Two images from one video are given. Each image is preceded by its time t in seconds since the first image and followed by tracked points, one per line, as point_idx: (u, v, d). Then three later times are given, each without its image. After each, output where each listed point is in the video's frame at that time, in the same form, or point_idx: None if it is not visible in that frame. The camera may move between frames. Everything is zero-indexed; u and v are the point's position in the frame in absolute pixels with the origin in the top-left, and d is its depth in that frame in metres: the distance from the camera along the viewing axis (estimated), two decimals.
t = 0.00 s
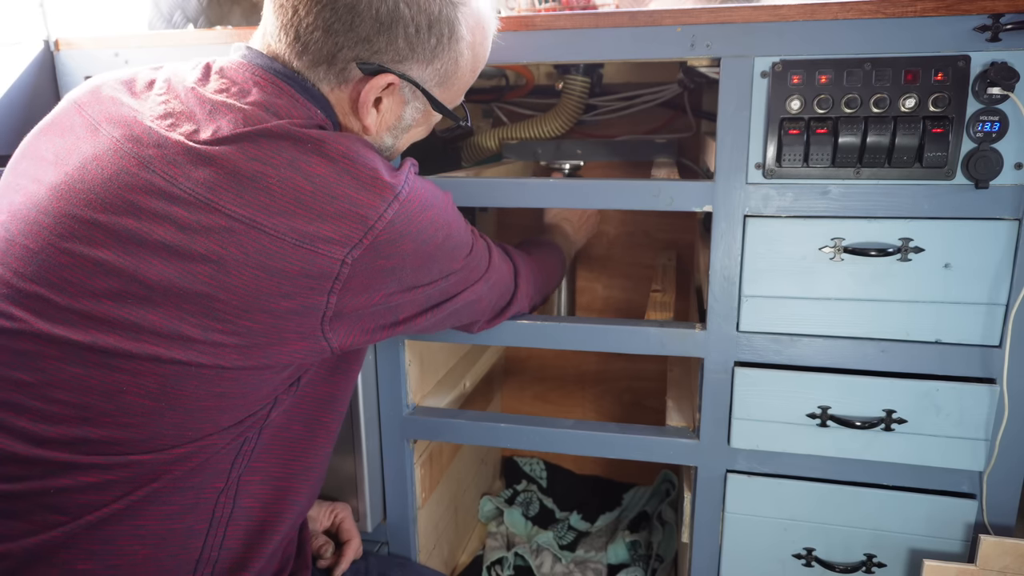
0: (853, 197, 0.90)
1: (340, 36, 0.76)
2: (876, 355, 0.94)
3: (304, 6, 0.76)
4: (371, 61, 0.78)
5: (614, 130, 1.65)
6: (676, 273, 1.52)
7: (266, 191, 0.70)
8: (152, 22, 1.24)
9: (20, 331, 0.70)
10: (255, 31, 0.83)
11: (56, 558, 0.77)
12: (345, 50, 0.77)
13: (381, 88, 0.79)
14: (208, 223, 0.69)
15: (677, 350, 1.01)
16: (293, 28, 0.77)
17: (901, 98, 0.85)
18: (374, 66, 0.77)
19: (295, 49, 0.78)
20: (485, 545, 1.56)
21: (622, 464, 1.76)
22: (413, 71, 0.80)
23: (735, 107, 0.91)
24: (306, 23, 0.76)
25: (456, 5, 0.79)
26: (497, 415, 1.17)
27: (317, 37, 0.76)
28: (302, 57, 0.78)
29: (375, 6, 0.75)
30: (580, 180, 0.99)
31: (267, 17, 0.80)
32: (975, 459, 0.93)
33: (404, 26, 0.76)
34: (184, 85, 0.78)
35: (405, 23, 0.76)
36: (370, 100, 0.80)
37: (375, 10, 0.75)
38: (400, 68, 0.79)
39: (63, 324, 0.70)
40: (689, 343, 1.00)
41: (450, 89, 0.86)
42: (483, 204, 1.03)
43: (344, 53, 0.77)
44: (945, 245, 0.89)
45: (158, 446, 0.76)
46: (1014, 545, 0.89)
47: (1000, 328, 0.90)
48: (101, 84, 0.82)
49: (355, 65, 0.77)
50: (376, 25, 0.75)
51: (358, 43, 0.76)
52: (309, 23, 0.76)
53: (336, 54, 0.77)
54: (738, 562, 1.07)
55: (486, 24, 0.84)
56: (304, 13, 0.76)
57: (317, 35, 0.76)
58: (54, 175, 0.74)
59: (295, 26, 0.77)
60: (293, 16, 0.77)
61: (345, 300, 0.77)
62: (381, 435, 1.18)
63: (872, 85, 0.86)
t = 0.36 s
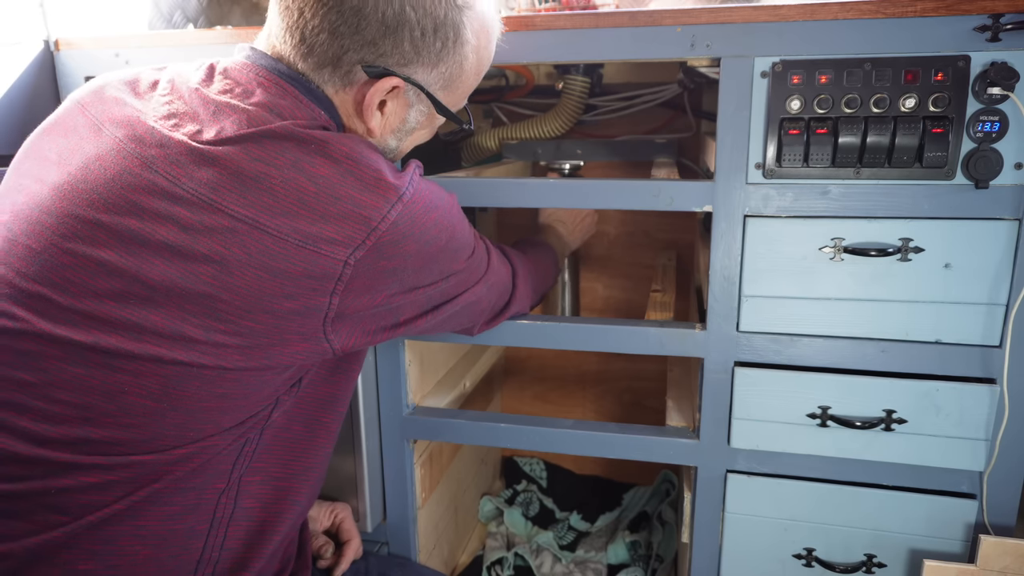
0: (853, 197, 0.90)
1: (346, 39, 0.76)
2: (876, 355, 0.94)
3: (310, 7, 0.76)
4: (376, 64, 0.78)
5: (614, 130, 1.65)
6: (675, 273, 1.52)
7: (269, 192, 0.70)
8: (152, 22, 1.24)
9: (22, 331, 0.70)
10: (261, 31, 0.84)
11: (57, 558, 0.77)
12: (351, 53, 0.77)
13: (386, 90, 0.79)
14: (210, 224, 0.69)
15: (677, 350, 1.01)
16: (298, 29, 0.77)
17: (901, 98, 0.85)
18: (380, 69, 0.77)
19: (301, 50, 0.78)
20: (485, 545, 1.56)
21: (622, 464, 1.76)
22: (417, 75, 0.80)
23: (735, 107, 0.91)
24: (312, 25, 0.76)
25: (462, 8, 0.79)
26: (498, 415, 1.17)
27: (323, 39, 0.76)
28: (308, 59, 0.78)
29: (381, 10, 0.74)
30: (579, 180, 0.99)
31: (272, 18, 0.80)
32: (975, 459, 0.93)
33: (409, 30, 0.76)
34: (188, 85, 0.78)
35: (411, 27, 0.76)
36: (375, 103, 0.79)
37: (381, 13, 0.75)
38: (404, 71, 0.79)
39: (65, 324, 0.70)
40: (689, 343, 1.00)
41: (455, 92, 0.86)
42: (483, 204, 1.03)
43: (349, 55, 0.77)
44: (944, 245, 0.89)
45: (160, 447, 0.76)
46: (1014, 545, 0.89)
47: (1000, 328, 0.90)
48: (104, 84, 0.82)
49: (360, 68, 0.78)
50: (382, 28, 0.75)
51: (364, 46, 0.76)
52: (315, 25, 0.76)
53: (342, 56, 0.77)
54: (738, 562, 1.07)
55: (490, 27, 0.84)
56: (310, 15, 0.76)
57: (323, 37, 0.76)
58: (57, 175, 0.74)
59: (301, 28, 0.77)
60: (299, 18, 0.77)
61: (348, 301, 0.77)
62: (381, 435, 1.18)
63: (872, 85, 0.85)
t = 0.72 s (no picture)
0: (854, 197, 0.90)
1: (342, 37, 0.76)
2: (876, 355, 0.94)
3: (307, 6, 0.76)
4: (373, 62, 0.78)
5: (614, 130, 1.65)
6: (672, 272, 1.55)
7: (266, 190, 0.70)
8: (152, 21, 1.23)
9: (21, 331, 0.70)
10: (258, 31, 0.83)
11: (55, 558, 0.77)
12: (347, 51, 0.76)
13: (382, 89, 0.79)
14: (208, 222, 0.69)
15: (677, 350, 1.01)
16: (295, 28, 0.77)
17: (901, 98, 0.85)
18: (376, 68, 0.77)
19: (298, 49, 0.78)
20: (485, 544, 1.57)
21: (622, 464, 1.76)
22: (414, 74, 0.80)
23: (735, 106, 0.91)
24: (309, 24, 0.76)
25: (458, 8, 0.79)
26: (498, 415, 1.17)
27: (319, 37, 0.76)
28: (304, 58, 0.78)
29: (378, 8, 0.75)
30: (580, 179, 0.99)
31: (269, 17, 0.80)
32: (975, 459, 0.93)
33: (406, 28, 0.76)
34: (185, 84, 0.78)
35: (408, 25, 0.76)
36: (372, 101, 0.79)
37: (378, 12, 0.75)
38: (401, 70, 0.79)
39: (63, 324, 0.70)
40: (689, 343, 1.00)
41: (451, 92, 0.85)
42: (483, 204, 1.03)
43: (346, 54, 0.77)
44: (944, 245, 0.89)
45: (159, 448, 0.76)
46: (1014, 545, 0.89)
47: (1000, 328, 0.90)
48: (101, 84, 0.82)
49: (356, 67, 0.77)
50: (378, 27, 0.75)
51: (360, 44, 0.76)
52: (312, 23, 0.76)
53: (338, 55, 0.77)
54: (738, 561, 1.07)
55: (486, 26, 0.84)
56: (306, 13, 0.76)
57: (319, 35, 0.76)
58: (54, 175, 0.74)
59: (297, 26, 0.77)
60: (296, 16, 0.77)
61: (346, 299, 0.77)
62: (381, 435, 1.18)
63: (873, 84, 0.85)
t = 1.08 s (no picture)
0: (853, 197, 0.90)
1: (347, 42, 0.76)
2: (876, 355, 0.94)
3: (312, 10, 0.76)
4: (377, 67, 0.78)
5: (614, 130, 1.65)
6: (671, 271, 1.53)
7: (271, 191, 0.70)
8: (153, 21, 1.23)
9: (26, 331, 0.70)
10: (263, 32, 0.83)
11: (59, 558, 0.77)
12: (351, 56, 0.77)
13: (387, 94, 0.79)
14: (213, 223, 0.69)
15: (677, 350, 1.01)
16: (299, 31, 0.77)
17: (901, 98, 0.85)
18: (380, 73, 0.77)
19: (302, 52, 0.78)
20: (485, 544, 1.56)
21: (622, 464, 1.76)
22: (418, 79, 0.80)
23: (735, 106, 0.91)
24: (314, 27, 0.76)
25: (464, 14, 0.79)
26: (498, 415, 1.17)
27: (324, 41, 0.76)
28: (309, 60, 0.78)
29: (383, 13, 0.75)
30: (581, 179, 0.99)
31: (274, 19, 0.80)
32: (975, 459, 0.93)
33: (411, 34, 0.76)
34: (189, 85, 0.78)
35: (413, 31, 0.76)
36: (376, 105, 0.79)
37: (383, 17, 0.75)
38: (405, 75, 0.79)
39: (69, 324, 0.70)
40: (689, 343, 1.00)
41: (455, 98, 0.85)
42: (483, 204, 1.03)
43: (350, 58, 0.77)
44: (944, 245, 0.89)
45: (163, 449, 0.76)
46: (1014, 545, 0.89)
47: (1000, 328, 0.90)
48: (105, 84, 0.82)
49: (361, 71, 0.77)
50: (383, 32, 0.75)
51: (365, 49, 0.76)
52: (316, 27, 0.76)
53: (343, 59, 0.77)
54: (739, 561, 1.07)
55: (492, 33, 0.84)
56: (311, 17, 0.76)
57: (324, 39, 0.76)
58: (59, 175, 0.74)
59: (302, 29, 0.77)
60: (301, 20, 0.77)
61: (350, 299, 0.77)
62: (381, 435, 1.18)
63: (872, 84, 0.86)
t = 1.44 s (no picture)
0: (853, 197, 0.90)
1: (347, 42, 0.76)
2: (877, 355, 0.94)
3: (312, 10, 0.76)
4: (377, 68, 0.78)
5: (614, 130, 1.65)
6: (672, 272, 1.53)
7: (267, 191, 0.70)
8: (152, 21, 1.23)
9: (23, 332, 0.70)
10: (263, 32, 0.83)
11: (57, 559, 0.77)
12: (351, 56, 0.77)
13: (386, 94, 0.79)
14: (210, 224, 0.69)
15: (677, 350, 1.01)
16: (299, 31, 0.77)
17: (901, 98, 0.85)
18: (380, 73, 0.77)
19: (301, 51, 0.78)
20: (485, 544, 1.56)
21: (622, 464, 1.76)
22: (418, 80, 0.80)
23: (735, 106, 0.91)
24: (313, 27, 0.76)
25: (464, 15, 0.79)
26: (498, 415, 1.17)
27: (324, 41, 0.76)
28: (309, 60, 0.78)
29: (384, 14, 0.75)
30: (580, 179, 0.99)
31: (274, 19, 0.80)
32: (975, 459, 0.93)
33: (411, 35, 0.76)
34: (187, 85, 0.78)
35: (413, 32, 0.76)
36: (375, 106, 0.79)
37: (383, 18, 0.75)
38: (405, 76, 0.79)
39: (65, 325, 0.70)
40: (689, 343, 1.00)
41: (455, 99, 0.85)
42: (482, 204, 1.03)
43: (350, 59, 0.77)
44: (944, 245, 0.89)
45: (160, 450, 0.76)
46: (1014, 545, 0.89)
47: (1000, 328, 0.90)
48: (103, 84, 0.82)
49: (361, 71, 0.77)
50: (383, 32, 0.75)
51: (365, 49, 0.76)
52: (316, 27, 0.76)
53: (343, 59, 0.77)
54: (738, 561, 1.07)
55: (493, 34, 0.84)
56: (311, 17, 0.76)
57: (324, 40, 0.76)
58: (56, 176, 0.74)
59: (302, 29, 0.77)
60: (301, 19, 0.77)
61: (347, 300, 0.77)
62: (381, 435, 1.18)
63: (872, 84, 0.85)
